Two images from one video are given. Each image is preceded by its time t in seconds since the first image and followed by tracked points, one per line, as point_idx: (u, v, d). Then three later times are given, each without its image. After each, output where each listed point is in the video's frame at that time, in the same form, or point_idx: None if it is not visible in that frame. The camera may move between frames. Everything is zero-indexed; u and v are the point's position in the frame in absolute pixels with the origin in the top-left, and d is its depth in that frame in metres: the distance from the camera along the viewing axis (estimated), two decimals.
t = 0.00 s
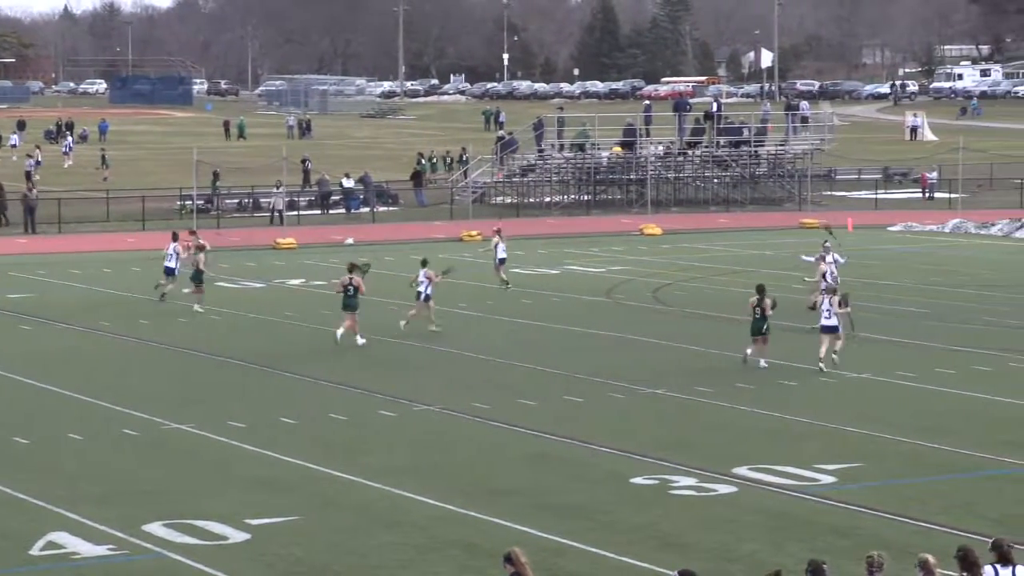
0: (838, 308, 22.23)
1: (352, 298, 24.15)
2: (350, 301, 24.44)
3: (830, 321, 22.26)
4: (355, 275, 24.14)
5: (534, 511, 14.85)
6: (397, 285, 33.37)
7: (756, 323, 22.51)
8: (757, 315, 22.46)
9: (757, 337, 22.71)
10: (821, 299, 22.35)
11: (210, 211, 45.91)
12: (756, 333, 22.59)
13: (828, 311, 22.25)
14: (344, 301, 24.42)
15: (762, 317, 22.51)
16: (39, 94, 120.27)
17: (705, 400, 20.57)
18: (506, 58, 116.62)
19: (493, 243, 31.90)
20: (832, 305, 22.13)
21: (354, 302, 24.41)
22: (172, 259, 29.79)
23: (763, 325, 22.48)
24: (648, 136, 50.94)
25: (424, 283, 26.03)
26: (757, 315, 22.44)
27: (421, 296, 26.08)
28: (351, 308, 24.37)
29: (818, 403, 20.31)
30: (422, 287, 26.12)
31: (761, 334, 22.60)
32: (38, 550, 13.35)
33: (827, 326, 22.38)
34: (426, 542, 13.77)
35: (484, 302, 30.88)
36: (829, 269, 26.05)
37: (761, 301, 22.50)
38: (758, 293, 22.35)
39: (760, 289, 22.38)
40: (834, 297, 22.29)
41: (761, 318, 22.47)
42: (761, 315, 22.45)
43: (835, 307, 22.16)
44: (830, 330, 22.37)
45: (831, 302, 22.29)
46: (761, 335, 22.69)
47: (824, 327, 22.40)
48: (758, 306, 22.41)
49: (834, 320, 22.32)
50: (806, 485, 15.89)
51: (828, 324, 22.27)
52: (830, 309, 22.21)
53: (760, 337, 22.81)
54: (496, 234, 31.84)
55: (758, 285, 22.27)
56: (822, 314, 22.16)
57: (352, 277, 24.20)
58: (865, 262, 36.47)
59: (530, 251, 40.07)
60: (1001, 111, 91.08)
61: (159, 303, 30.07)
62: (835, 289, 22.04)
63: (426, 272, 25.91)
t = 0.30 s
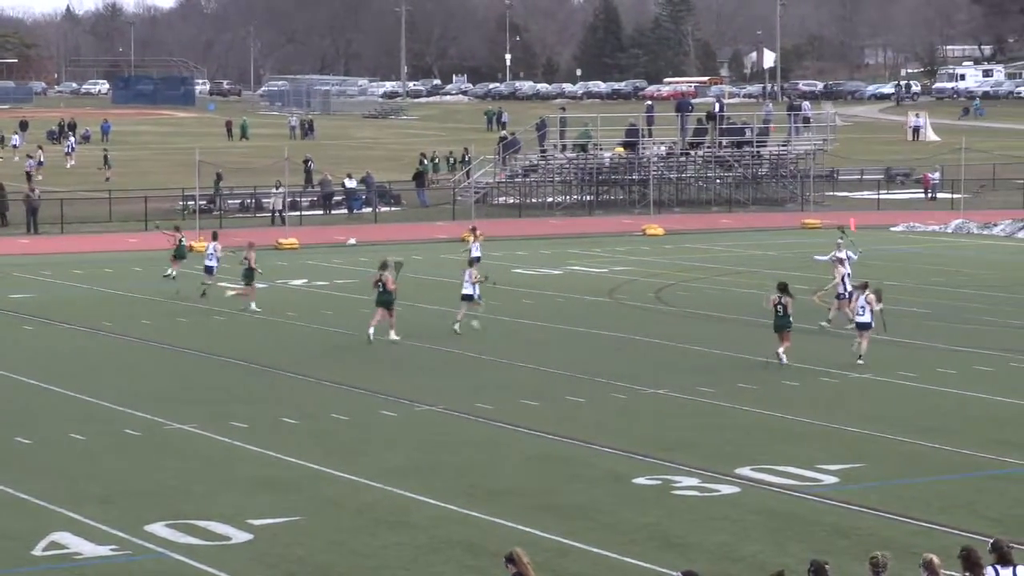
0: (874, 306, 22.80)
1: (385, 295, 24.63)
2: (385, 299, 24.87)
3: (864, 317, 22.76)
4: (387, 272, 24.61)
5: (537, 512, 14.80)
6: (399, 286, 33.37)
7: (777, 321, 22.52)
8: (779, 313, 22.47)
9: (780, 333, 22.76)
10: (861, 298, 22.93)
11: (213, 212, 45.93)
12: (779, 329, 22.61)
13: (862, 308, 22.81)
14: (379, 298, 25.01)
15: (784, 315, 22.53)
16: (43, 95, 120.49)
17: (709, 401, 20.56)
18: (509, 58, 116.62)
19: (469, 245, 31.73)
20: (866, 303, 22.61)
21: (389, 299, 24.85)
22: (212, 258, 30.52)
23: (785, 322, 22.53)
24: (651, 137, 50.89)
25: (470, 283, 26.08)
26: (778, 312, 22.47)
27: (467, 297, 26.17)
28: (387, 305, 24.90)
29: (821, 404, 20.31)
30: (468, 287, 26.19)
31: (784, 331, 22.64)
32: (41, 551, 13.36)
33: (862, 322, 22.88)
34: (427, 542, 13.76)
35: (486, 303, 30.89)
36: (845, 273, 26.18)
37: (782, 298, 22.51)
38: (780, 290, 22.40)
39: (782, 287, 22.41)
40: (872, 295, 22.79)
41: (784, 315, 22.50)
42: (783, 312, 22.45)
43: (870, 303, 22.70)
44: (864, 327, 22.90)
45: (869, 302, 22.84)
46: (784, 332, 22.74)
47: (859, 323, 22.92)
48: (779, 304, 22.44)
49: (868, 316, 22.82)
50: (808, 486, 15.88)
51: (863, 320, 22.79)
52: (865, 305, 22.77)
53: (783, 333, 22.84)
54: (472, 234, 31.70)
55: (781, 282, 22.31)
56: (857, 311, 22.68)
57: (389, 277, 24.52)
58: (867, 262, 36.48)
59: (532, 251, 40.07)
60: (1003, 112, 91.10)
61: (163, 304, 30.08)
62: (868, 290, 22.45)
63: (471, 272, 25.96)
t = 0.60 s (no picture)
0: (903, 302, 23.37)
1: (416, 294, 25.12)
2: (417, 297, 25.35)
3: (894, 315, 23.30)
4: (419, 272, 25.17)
5: (539, 514, 14.81)
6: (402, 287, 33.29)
7: (798, 319, 22.75)
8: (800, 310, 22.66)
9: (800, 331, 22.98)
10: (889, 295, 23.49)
11: (216, 213, 45.95)
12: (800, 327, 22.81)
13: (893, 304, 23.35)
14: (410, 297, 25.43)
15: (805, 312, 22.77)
16: (46, 96, 120.50)
17: (711, 403, 20.54)
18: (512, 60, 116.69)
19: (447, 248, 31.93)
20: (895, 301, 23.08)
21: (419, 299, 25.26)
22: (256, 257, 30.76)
23: (806, 320, 22.76)
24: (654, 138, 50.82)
25: (513, 282, 26.15)
26: (799, 310, 22.73)
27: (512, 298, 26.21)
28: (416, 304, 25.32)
29: (825, 406, 20.26)
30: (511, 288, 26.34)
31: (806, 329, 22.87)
32: (45, 552, 13.37)
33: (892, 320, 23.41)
34: (430, 544, 13.78)
35: (488, 304, 30.89)
36: (859, 272, 26.14)
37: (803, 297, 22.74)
38: (801, 288, 22.54)
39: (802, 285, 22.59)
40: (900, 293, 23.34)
41: (804, 312, 22.72)
42: (803, 310, 22.72)
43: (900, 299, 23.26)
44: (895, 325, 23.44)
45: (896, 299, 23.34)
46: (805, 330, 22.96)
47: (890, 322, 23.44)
48: (800, 302, 22.62)
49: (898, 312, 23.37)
50: (811, 488, 15.86)
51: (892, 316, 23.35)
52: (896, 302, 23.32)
53: (803, 331, 23.05)
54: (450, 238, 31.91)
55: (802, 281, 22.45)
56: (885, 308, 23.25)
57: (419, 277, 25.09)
58: (870, 264, 36.40)
59: (535, 253, 40.08)
60: (1005, 113, 91.00)
61: (166, 305, 30.09)
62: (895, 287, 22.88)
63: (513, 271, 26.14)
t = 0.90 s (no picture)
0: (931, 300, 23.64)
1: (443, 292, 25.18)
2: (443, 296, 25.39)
3: (923, 310, 23.61)
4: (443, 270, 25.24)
5: (540, 516, 14.78)
6: (403, 289, 33.24)
7: (811, 317, 23.04)
8: (814, 308, 22.95)
9: (813, 332, 23.29)
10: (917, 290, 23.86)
11: (216, 215, 45.96)
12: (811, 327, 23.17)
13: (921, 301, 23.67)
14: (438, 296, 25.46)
15: (817, 311, 23.10)
16: (47, 99, 120.66)
17: (713, 404, 20.51)
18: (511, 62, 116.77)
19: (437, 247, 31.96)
20: (925, 297, 23.44)
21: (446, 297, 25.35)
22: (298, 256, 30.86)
23: (819, 319, 23.06)
24: (654, 140, 50.80)
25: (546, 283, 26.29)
26: (813, 307, 23.07)
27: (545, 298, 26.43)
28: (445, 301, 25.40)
29: (826, 408, 20.25)
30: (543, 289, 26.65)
31: (818, 328, 23.17)
32: (44, 554, 13.36)
33: (919, 314, 23.79)
34: (431, 546, 13.77)
35: (489, 304, 30.86)
36: (874, 275, 26.12)
37: (816, 296, 23.07)
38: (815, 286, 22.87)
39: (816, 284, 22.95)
40: (929, 288, 23.72)
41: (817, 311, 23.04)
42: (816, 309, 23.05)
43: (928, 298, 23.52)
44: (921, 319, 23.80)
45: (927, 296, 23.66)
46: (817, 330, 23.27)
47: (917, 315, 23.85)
48: (814, 300, 22.94)
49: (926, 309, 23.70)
50: (812, 489, 15.86)
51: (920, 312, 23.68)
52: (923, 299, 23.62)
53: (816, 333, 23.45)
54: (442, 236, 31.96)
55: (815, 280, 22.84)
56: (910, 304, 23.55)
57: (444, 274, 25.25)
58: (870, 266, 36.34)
59: (534, 254, 40.06)
60: (1005, 114, 90.92)
61: (166, 307, 30.06)
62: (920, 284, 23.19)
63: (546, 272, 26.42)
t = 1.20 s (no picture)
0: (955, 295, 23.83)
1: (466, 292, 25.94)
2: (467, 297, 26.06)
3: (946, 305, 23.77)
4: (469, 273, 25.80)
5: (540, 518, 14.79)
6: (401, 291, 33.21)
7: (821, 315, 23.18)
8: (823, 308, 23.08)
9: (822, 328, 23.47)
10: (939, 287, 24.02)
11: (215, 217, 45.94)
12: (821, 324, 23.37)
13: (945, 296, 23.84)
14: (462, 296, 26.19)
15: (827, 310, 23.23)
16: (45, 100, 120.60)
17: (712, 406, 20.52)
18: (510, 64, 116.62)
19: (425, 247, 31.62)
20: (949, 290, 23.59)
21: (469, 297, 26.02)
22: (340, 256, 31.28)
23: (828, 317, 23.23)
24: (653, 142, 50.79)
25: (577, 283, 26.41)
26: (822, 308, 23.15)
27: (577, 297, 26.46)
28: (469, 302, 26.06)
29: (826, 409, 20.25)
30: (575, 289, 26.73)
31: (828, 326, 23.34)
32: (44, 556, 13.38)
33: (944, 310, 23.90)
34: (430, 547, 13.77)
35: (488, 305, 30.84)
36: (887, 278, 26.13)
37: (826, 296, 23.17)
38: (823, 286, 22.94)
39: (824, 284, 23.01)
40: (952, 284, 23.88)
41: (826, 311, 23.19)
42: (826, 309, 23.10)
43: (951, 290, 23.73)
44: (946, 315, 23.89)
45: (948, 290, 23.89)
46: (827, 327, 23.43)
47: (940, 312, 23.93)
48: (823, 300, 23.05)
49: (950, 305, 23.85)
50: (810, 491, 15.87)
51: (946, 309, 23.79)
52: (947, 294, 23.82)
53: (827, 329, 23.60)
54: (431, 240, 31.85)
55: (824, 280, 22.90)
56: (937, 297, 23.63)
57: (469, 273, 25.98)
58: (869, 267, 36.33)
59: (533, 257, 40.02)
60: (1004, 116, 90.98)
61: (166, 309, 30.05)
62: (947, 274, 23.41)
63: (577, 272, 26.54)
